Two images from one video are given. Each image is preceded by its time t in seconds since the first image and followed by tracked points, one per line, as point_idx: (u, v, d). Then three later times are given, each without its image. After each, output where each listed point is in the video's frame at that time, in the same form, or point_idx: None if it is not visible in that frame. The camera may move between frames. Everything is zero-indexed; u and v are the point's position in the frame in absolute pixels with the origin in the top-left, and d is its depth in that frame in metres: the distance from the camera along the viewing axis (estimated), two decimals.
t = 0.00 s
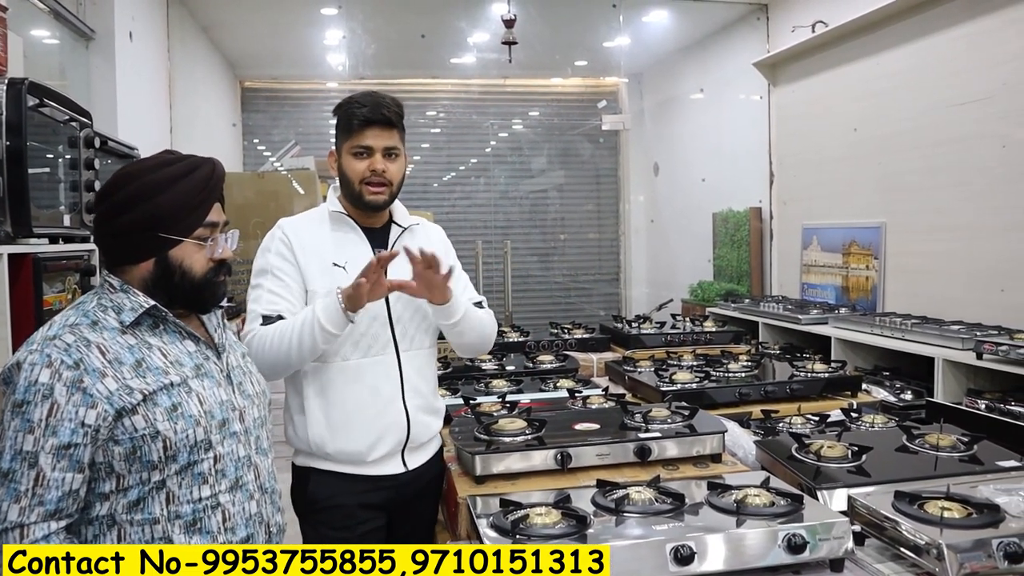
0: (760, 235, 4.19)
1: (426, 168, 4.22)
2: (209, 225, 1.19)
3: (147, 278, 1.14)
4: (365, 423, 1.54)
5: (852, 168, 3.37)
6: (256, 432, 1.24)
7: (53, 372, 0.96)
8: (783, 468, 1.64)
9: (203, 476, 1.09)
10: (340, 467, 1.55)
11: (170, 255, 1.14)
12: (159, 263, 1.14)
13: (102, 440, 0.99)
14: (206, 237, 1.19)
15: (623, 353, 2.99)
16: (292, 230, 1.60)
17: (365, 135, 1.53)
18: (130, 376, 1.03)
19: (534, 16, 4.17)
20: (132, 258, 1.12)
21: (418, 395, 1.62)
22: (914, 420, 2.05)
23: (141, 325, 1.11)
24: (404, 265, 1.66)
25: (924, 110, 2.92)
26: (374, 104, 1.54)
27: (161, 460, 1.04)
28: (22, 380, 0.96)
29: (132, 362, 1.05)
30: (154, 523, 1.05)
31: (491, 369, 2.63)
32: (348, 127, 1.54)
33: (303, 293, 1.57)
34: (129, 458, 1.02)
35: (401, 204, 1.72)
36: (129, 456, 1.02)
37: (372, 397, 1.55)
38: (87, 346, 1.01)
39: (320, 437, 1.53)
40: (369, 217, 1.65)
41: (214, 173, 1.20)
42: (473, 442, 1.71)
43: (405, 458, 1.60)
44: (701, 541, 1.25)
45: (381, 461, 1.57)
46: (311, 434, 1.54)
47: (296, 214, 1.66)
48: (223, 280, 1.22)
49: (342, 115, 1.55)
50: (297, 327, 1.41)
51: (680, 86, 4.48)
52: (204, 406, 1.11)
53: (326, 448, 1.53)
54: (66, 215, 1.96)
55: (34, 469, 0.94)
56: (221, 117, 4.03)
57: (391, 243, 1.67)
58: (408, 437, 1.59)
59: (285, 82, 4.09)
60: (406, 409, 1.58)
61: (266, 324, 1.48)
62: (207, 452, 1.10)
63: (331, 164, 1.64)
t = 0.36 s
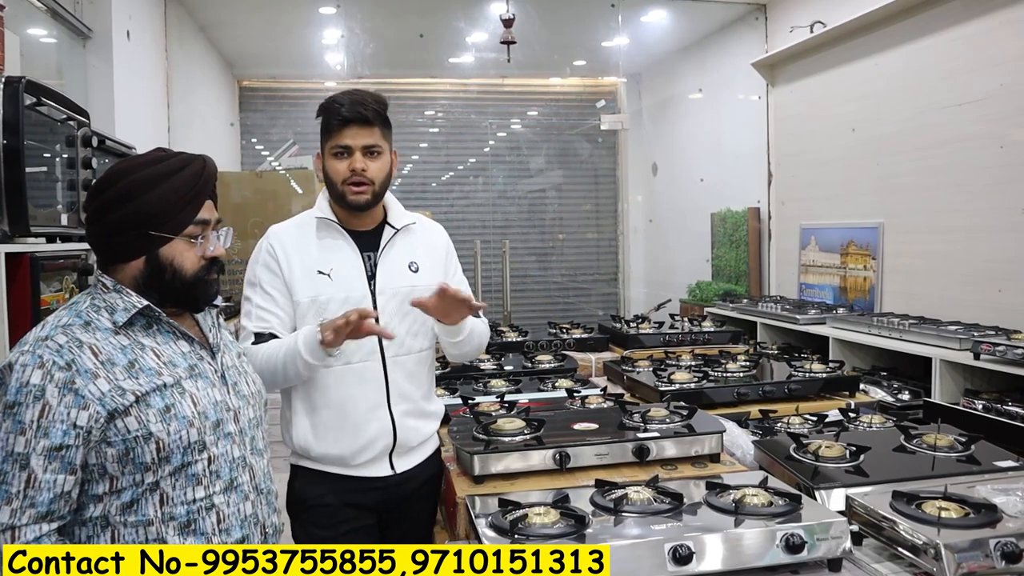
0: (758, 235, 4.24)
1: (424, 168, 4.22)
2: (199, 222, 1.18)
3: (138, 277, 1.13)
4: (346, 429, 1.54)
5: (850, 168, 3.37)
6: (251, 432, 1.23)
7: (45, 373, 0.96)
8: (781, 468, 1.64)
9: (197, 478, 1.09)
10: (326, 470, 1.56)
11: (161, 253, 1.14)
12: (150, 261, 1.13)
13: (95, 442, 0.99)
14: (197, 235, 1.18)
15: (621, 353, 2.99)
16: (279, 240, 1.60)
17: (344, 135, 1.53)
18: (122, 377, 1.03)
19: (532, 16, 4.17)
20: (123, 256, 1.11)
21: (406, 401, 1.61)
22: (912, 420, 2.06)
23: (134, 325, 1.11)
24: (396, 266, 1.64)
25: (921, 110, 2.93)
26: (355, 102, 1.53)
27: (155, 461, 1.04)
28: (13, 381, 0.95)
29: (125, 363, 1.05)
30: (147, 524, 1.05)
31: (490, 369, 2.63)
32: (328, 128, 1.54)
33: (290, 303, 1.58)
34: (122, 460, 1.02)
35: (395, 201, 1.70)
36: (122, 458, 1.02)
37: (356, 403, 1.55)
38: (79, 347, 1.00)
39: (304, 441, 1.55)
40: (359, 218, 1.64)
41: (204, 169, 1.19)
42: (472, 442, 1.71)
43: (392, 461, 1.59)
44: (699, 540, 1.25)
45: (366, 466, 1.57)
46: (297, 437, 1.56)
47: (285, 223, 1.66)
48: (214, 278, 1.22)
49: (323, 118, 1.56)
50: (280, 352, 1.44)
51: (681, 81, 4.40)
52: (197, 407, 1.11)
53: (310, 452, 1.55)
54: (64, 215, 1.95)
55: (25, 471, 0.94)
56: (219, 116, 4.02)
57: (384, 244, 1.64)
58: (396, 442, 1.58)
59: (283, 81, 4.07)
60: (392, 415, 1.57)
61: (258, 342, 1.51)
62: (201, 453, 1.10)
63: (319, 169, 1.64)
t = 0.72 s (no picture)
0: (758, 235, 4.25)
1: (423, 168, 4.21)
2: (194, 220, 1.18)
3: (134, 275, 1.13)
4: (345, 425, 1.54)
5: (849, 168, 3.38)
6: (248, 432, 1.23)
7: (41, 372, 0.96)
8: (780, 467, 1.64)
9: (193, 477, 1.09)
10: (325, 469, 1.56)
11: (155, 251, 1.13)
12: (145, 259, 1.13)
13: (91, 441, 0.99)
14: (191, 232, 1.18)
15: (621, 353, 2.99)
16: (275, 237, 1.61)
17: (335, 129, 1.53)
18: (118, 376, 1.03)
19: (532, 15, 4.17)
20: (119, 255, 1.12)
21: (405, 397, 1.60)
22: (912, 420, 2.06)
23: (131, 324, 1.11)
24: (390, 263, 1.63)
25: (920, 110, 2.93)
26: (347, 96, 1.54)
27: (150, 460, 1.04)
28: (10, 380, 0.95)
29: (121, 363, 1.04)
30: (144, 524, 1.05)
31: (490, 368, 2.63)
32: (320, 123, 1.54)
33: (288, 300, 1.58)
34: (117, 459, 1.02)
35: (387, 199, 1.70)
36: (118, 457, 1.01)
37: (354, 400, 1.55)
38: (75, 346, 1.00)
39: (303, 440, 1.55)
40: (352, 213, 1.64)
41: (199, 166, 1.19)
42: (472, 441, 1.71)
43: (391, 459, 1.59)
44: (699, 540, 1.25)
45: (365, 464, 1.56)
46: (296, 436, 1.56)
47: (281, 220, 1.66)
48: (210, 276, 1.21)
49: (314, 113, 1.56)
50: (282, 347, 1.44)
51: (679, 84, 4.46)
52: (193, 407, 1.10)
53: (309, 451, 1.55)
54: (64, 214, 1.95)
55: (21, 470, 0.94)
56: (219, 116, 4.02)
57: (377, 242, 1.64)
58: (394, 440, 1.58)
59: (283, 81, 4.08)
60: (389, 411, 1.57)
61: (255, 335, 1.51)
62: (197, 453, 1.09)
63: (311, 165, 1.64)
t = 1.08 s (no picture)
0: (757, 234, 4.24)
1: (422, 167, 4.21)
2: (198, 221, 1.17)
3: (136, 274, 1.13)
4: (338, 425, 1.54)
5: (848, 167, 3.38)
6: (247, 431, 1.23)
7: (41, 369, 0.96)
8: (778, 467, 1.64)
9: (191, 476, 1.08)
10: (319, 468, 1.56)
11: (158, 250, 1.13)
12: (147, 259, 1.13)
13: (89, 439, 0.99)
14: (194, 233, 1.17)
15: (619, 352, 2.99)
16: (272, 235, 1.60)
17: (336, 135, 1.52)
18: (118, 375, 1.02)
19: (531, 15, 4.16)
20: (121, 254, 1.11)
21: (397, 399, 1.60)
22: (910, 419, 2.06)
23: (132, 323, 1.11)
24: (384, 265, 1.64)
25: (919, 110, 2.93)
26: (354, 101, 1.53)
27: (148, 459, 1.03)
28: (10, 376, 0.95)
29: (121, 361, 1.04)
30: (141, 522, 1.04)
31: (488, 368, 2.63)
32: (321, 128, 1.53)
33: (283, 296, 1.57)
34: (115, 457, 1.01)
35: (386, 200, 1.69)
36: (116, 455, 1.01)
37: (348, 400, 1.55)
38: (76, 344, 1.00)
39: (297, 439, 1.55)
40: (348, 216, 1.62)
41: (204, 168, 1.19)
42: (470, 441, 1.71)
43: (383, 459, 1.59)
44: (698, 539, 1.25)
45: (359, 463, 1.56)
46: (290, 435, 1.56)
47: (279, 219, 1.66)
48: (212, 280, 1.20)
49: (315, 115, 1.54)
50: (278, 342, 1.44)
51: (678, 84, 4.47)
52: (192, 406, 1.10)
53: (303, 450, 1.55)
54: (62, 213, 1.95)
55: (16, 465, 0.94)
56: (218, 114, 4.01)
57: (373, 243, 1.64)
58: (389, 440, 1.58)
59: (282, 80, 4.07)
60: (384, 411, 1.57)
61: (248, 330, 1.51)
62: (195, 452, 1.09)
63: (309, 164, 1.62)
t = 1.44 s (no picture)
0: (759, 234, 4.23)
1: (424, 166, 4.21)
2: (207, 221, 1.17)
3: (144, 274, 1.13)
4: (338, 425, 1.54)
5: (850, 167, 3.38)
6: (251, 431, 1.23)
7: (49, 366, 0.96)
8: (780, 467, 1.64)
9: (195, 475, 1.08)
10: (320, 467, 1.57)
11: (166, 250, 1.13)
12: (156, 258, 1.13)
13: (95, 437, 0.99)
14: (203, 234, 1.17)
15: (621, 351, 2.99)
16: (273, 236, 1.61)
17: (341, 129, 1.53)
18: (125, 373, 1.03)
19: (533, 14, 4.16)
20: (130, 253, 1.12)
21: (400, 397, 1.60)
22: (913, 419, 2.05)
23: (140, 322, 1.10)
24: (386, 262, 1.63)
25: (921, 109, 2.93)
26: (358, 96, 1.53)
27: (154, 457, 1.03)
28: (18, 371, 0.95)
29: (129, 360, 1.04)
30: (145, 519, 1.04)
31: (490, 367, 2.63)
32: (325, 123, 1.53)
33: (285, 299, 1.58)
34: (121, 455, 1.01)
35: (388, 198, 1.69)
36: (122, 453, 1.01)
37: (348, 399, 1.54)
38: (84, 342, 1.00)
39: (298, 438, 1.56)
40: (353, 213, 1.63)
41: (214, 169, 1.19)
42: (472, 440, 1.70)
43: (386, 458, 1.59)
44: (699, 539, 1.25)
45: (361, 462, 1.56)
46: (291, 434, 1.57)
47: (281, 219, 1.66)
48: (219, 280, 1.21)
49: (319, 111, 1.55)
50: (283, 344, 1.45)
51: (680, 83, 4.47)
52: (198, 406, 1.10)
53: (304, 449, 1.55)
54: (64, 212, 1.95)
55: (22, 461, 0.94)
56: (220, 113, 4.02)
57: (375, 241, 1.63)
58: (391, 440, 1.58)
59: (284, 79, 4.08)
60: (385, 410, 1.57)
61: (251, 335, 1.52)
62: (200, 451, 1.09)
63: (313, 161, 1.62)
